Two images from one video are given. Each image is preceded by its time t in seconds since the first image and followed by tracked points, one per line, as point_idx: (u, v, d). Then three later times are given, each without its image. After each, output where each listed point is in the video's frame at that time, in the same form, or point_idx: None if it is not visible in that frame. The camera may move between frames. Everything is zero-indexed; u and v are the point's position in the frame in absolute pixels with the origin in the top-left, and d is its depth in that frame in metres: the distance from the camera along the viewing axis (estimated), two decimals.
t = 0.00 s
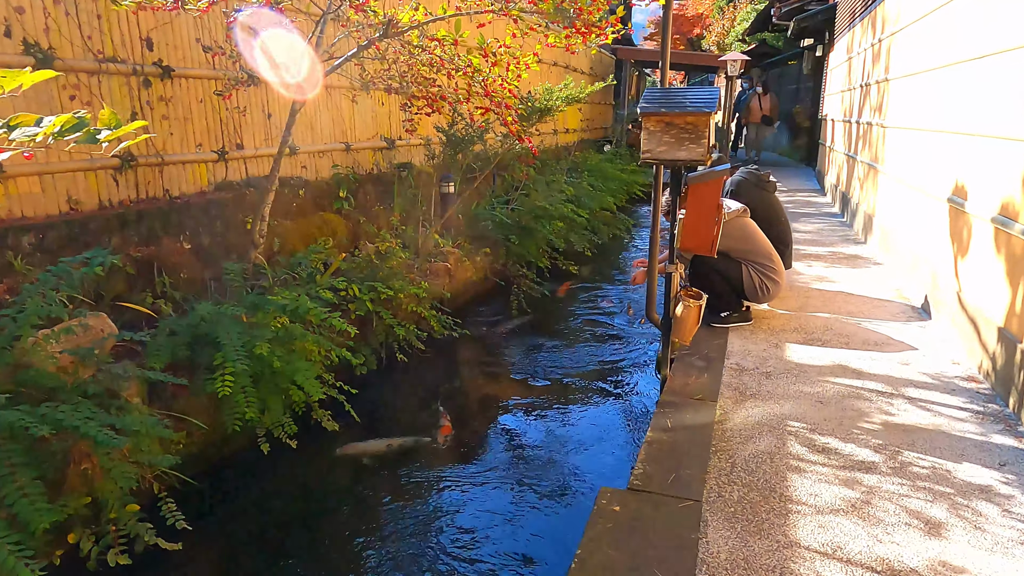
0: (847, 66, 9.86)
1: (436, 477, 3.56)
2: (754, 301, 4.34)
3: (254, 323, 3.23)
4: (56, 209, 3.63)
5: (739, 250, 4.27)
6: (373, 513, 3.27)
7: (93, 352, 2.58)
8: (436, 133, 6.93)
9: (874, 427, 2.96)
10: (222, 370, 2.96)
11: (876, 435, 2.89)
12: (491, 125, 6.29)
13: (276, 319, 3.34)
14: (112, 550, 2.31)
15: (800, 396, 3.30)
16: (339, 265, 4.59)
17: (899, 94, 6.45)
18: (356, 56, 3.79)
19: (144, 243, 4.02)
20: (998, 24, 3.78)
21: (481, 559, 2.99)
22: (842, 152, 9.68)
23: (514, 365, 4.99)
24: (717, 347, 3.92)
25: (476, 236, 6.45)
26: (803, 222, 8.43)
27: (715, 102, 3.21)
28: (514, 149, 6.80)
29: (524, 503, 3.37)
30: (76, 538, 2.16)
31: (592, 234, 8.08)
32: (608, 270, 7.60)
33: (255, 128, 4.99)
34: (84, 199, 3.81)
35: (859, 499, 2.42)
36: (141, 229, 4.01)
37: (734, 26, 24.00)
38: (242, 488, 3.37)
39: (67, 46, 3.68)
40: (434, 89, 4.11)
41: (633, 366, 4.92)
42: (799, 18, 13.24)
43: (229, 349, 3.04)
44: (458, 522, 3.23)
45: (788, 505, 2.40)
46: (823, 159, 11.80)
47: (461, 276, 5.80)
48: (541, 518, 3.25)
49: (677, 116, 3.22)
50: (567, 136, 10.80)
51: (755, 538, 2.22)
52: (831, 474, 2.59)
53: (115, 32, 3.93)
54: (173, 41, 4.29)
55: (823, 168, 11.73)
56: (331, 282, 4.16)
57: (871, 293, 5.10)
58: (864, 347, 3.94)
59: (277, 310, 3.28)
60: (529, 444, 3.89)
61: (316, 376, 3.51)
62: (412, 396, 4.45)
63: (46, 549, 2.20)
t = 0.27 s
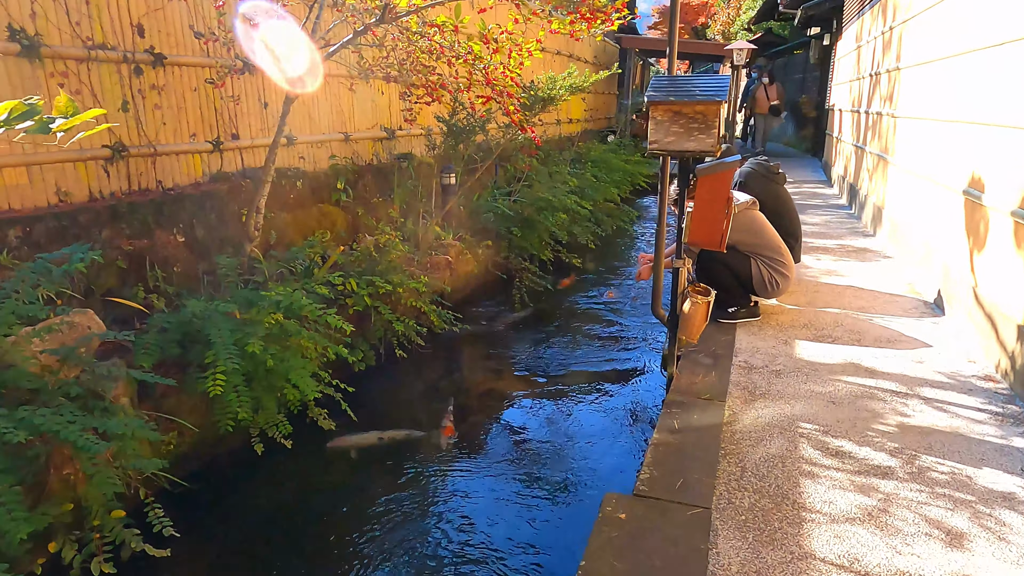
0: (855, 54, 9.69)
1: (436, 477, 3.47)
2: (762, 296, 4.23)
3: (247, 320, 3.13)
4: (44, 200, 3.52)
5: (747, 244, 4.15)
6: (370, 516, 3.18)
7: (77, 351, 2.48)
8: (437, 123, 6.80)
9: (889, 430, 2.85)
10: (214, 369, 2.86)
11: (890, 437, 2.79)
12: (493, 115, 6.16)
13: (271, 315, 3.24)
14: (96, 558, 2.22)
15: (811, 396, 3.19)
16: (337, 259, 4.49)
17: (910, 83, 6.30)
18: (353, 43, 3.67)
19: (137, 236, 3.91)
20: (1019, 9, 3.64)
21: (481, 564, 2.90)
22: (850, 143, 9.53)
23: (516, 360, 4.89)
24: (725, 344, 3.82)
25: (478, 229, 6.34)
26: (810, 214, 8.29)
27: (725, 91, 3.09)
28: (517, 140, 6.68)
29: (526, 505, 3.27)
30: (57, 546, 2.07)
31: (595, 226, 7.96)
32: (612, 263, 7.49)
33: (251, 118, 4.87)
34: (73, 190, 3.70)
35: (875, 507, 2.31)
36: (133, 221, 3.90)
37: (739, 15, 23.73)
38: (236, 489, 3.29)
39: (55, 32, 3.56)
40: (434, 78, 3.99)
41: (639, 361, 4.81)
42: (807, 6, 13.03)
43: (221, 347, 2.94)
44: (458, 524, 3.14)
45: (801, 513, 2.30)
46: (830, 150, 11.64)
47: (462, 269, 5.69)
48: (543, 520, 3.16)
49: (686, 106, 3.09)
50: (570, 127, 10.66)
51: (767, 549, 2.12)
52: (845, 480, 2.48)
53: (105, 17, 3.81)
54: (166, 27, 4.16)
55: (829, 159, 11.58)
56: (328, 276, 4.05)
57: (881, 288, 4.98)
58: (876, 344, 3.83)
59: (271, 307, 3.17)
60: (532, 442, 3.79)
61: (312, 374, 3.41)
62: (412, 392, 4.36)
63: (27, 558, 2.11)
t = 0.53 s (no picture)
0: (864, 45, 9.52)
1: (435, 480, 3.38)
2: (771, 293, 4.11)
3: (240, 319, 3.03)
4: (31, 195, 3.42)
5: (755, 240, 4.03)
6: (367, 520, 3.09)
7: (60, 354, 2.38)
8: (437, 114, 6.68)
9: (905, 434, 2.74)
10: (204, 370, 2.76)
11: (907, 442, 2.68)
12: (494, 107, 6.04)
13: (264, 314, 3.14)
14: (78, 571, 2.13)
15: (823, 398, 3.08)
16: (336, 254, 4.38)
17: (922, 73, 6.15)
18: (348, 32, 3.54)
19: (128, 232, 3.82)
20: None
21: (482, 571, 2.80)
22: (858, 135, 9.37)
23: (518, 357, 4.78)
24: (732, 343, 3.71)
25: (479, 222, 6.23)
26: (817, 208, 8.16)
27: (735, 81, 2.96)
28: (519, 132, 6.56)
29: (528, 509, 3.18)
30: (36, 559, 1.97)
31: (599, 219, 7.84)
32: (616, 256, 7.38)
33: (247, 109, 4.75)
34: (63, 184, 3.60)
35: (893, 518, 2.21)
36: (125, 216, 3.80)
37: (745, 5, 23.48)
38: (229, 492, 3.20)
39: (41, 20, 3.44)
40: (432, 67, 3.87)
41: (645, 358, 4.70)
42: None
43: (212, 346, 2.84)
44: (458, 529, 3.04)
45: (815, 524, 2.19)
46: (836, 142, 11.49)
47: (464, 264, 5.59)
48: (547, 525, 3.06)
49: (695, 96, 2.97)
50: (574, 118, 10.52)
51: (781, 563, 2.02)
52: (861, 489, 2.38)
53: (93, 6, 3.69)
54: (157, 16, 4.04)
55: (836, 151, 11.43)
56: (326, 272, 3.96)
57: (891, 284, 4.86)
58: (888, 342, 3.72)
59: (264, 305, 3.07)
60: (534, 443, 3.69)
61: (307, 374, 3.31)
62: (412, 391, 4.26)
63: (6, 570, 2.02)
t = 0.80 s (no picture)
0: (869, 39, 9.40)
1: (432, 484, 3.29)
2: (777, 292, 4.02)
3: (231, 320, 2.95)
4: (18, 193, 3.34)
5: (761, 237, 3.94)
6: (361, 526, 3.01)
7: (42, 357, 2.30)
8: (437, 110, 6.59)
9: (917, 440, 2.65)
10: (194, 373, 2.68)
11: (919, 448, 2.59)
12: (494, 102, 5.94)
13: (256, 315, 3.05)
14: None
15: (831, 401, 2.99)
16: (332, 252, 4.30)
17: (929, 67, 6.04)
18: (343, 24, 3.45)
19: (120, 230, 3.73)
20: None
21: None
22: (863, 130, 9.25)
23: (518, 357, 4.70)
24: (738, 343, 3.62)
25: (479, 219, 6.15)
26: (822, 204, 8.05)
27: (742, 74, 2.86)
28: (519, 127, 6.46)
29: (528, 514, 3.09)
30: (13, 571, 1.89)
31: (601, 216, 7.74)
32: (618, 254, 7.29)
33: (242, 104, 4.67)
34: (52, 181, 3.51)
35: (906, 530, 2.12)
36: (115, 214, 3.71)
37: None
38: (221, 497, 3.12)
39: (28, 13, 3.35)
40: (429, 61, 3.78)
41: (647, 358, 4.61)
42: None
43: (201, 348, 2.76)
44: (456, 534, 2.96)
45: (826, 536, 2.10)
46: (841, 137, 11.38)
47: (463, 262, 5.51)
48: (547, 531, 2.97)
49: (700, 90, 2.87)
50: (575, 114, 10.42)
51: None
52: (873, 498, 2.29)
53: None
54: (148, 9, 3.95)
55: (841, 147, 11.31)
56: (321, 271, 3.87)
57: (899, 283, 4.76)
58: (897, 343, 3.63)
59: (256, 305, 2.99)
60: (534, 445, 3.61)
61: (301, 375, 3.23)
62: (410, 391, 4.18)
63: None
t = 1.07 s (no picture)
0: (876, 33, 9.25)
1: (427, 491, 3.19)
2: (784, 292, 3.90)
3: (218, 322, 2.84)
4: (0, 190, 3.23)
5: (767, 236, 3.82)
6: (353, 536, 2.90)
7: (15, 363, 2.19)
8: (436, 105, 6.47)
9: (933, 449, 2.53)
10: (177, 378, 2.58)
11: (935, 457, 2.47)
12: (493, 97, 5.82)
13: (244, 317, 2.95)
14: None
15: (841, 407, 2.87)
16: (326, 251, 4.19)
17: (939, 60, 5.90)
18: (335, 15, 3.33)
19: (107, 228, 3.63)
20: None
21: None
22: (870, 126, 9.11)
23: (518, 358, 4.58)
24: (743, 346, 3.50)
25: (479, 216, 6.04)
26: (828, 201, 7.92)
27: (749, 66, 2.74)
28: (520, 123, 6.34)
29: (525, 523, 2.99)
30: None
31: (603, 213, 7.62)
32: (620, 251, 7.17)
33: (235, 99, 4.56)
34: (36, 178, 3.41)
35: (923, 548, 2.00)
36: (102, 212, 3.61)
37: None
38: (210, 505, 3.02)
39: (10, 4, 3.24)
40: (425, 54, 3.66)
41: (650, 359, 4.49)
42: None
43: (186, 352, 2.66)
44: (450, 544, 2.86)
45: (839, 553, 1.99)
46: (847, 132, 11.23)
47: (462, 260, 5.40)
48: (546, 541, 2.86)
49: (706, 83, 2.75)
50: (577, 109, 10.29)
51: None
52: (887, 512, 2.17)
53: None
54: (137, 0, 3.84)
55: (847, 142, 11.16)
56: (314, 270, 3.77)
57: (909, 282, 4.63)
58: (908, 345, 3.51)
59: (244, 307, 2.88)
60: (534, 450, 3.50)
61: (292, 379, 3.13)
62: (406, 394, 4.07)
63: None
